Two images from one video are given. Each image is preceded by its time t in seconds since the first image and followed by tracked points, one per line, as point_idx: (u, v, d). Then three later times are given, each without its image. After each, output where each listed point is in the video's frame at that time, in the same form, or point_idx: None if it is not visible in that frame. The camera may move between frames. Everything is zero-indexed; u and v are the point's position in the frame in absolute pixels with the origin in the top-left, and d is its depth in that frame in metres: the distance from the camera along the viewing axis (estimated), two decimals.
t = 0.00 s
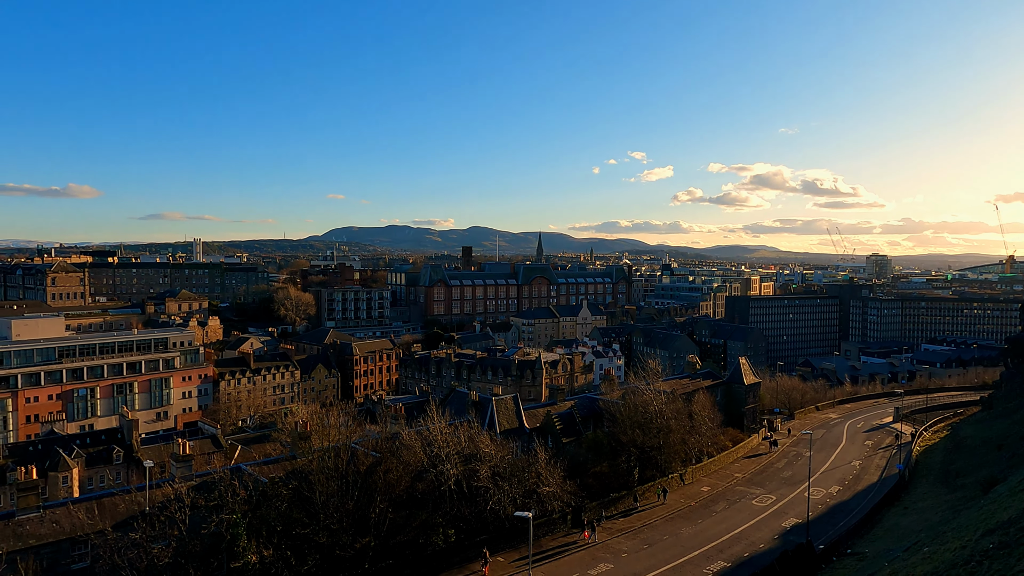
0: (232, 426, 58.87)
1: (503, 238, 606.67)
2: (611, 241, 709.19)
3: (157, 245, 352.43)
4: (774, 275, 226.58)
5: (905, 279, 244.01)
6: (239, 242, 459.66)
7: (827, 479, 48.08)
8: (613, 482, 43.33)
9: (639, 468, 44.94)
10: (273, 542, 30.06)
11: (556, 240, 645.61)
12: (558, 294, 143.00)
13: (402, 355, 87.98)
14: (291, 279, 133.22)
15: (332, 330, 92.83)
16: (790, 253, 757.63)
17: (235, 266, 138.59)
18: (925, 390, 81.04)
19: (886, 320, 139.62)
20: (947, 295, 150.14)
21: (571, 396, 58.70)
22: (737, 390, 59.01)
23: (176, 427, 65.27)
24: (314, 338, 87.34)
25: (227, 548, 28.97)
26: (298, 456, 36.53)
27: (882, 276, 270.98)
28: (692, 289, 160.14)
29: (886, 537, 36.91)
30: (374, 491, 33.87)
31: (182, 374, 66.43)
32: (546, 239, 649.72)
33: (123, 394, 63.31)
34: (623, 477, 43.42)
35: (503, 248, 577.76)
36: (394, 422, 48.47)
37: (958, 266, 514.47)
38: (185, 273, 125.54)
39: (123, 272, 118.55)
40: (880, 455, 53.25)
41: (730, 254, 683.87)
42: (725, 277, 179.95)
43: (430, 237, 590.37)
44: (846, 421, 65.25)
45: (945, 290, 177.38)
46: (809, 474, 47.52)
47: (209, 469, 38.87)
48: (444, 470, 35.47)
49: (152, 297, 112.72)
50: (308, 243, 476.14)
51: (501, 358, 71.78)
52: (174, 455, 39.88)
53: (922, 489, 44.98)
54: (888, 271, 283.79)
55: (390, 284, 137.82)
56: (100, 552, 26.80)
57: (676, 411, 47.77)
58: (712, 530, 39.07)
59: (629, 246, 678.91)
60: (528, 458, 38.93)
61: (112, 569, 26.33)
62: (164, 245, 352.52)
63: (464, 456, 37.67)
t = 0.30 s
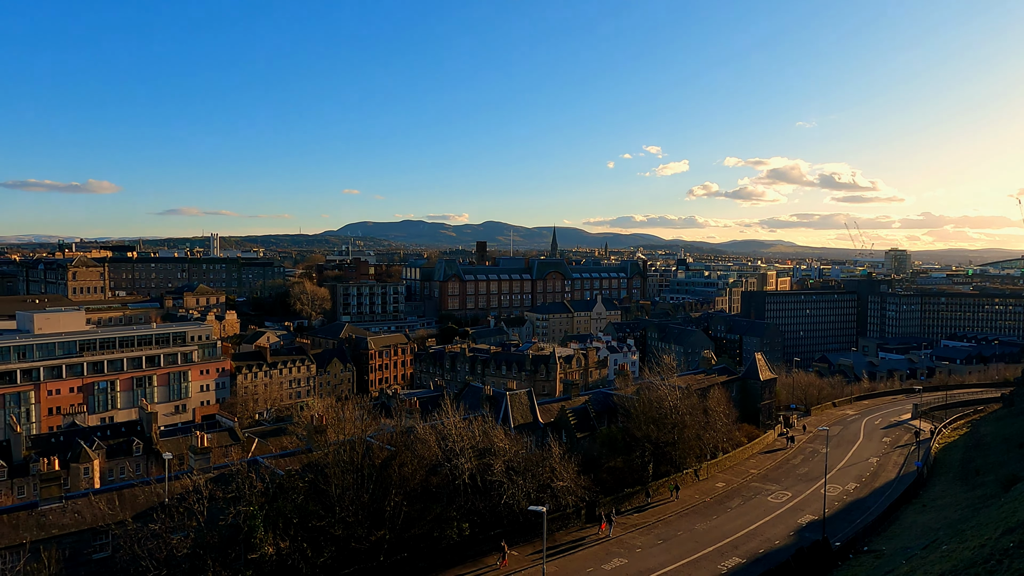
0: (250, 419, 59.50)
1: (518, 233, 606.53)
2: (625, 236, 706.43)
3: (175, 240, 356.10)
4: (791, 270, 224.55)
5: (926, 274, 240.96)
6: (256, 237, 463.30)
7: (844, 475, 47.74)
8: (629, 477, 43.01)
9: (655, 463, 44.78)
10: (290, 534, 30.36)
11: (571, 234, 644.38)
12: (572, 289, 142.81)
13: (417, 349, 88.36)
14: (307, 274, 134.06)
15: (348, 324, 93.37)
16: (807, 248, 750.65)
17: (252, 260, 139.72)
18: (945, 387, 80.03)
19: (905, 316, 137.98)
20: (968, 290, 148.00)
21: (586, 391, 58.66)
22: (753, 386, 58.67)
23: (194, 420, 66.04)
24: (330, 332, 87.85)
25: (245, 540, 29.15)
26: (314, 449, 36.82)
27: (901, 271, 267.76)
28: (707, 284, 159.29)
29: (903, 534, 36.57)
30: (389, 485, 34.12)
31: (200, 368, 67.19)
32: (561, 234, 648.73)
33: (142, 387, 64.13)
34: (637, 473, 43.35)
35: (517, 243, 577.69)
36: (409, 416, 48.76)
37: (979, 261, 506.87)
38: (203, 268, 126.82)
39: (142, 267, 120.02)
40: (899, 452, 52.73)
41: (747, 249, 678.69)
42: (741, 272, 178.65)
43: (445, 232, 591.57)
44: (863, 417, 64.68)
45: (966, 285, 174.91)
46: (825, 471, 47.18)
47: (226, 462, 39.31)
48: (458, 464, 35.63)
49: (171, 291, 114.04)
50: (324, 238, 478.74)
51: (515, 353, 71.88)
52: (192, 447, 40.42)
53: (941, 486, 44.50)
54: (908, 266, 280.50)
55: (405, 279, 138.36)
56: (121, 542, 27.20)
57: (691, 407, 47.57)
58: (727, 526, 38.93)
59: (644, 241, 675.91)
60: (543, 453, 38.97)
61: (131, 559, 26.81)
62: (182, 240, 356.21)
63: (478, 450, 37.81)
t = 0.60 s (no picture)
0: (267, 413, 60.07)
1: (532, 229, 606.13)
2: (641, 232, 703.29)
3: (193, 236, 359.70)
4: (809, 266, 222.35)
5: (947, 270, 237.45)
6: (272, 232, 466.87)
7: (861, 473, 47.31)
8: (643, 474, 42.98)
9: (669, 460, 44.58)
10: (307, 527, 30.64)
11: (586, 230, 642.69)
12: (587, 284, 142.49)
13: (432, 345, 88.62)
14: (323, 270, 134.88)
15: (363, 320, 93.82)
16: (825, 244, 742.80)
17: (269, 256, 140.77)
18: (965, 385, 78.89)
19: (925, 312, 136.20)
20: (990, 286, 145.78)
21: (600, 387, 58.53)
22: (769, 382, 58.24)
23: (212, 414, 66.83)
24: (345, 328, 88.36)
25: (262, 532, 29.60)
26: (330, 444, 37.06)
27: (921, 267, 264.49)
28: (723, 280, 158.35)
29: (922, 533, 36.18)
30: (404, 479, 34.31)
31: (218, 363, 67.90)
32: (576, 230, 647.21)
33: (161, 381, 64.93)
34: (652, 469, 43.25)
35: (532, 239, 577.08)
36: (423, 411, 48.98)
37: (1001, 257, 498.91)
38: (221, 264, 128.05)
39: (161, 263, 121.38)
40: (918, 450, 52.16)
41: (763, 245, 673.35)
42: (758, 268, 177.23)
43: (460, 227, 592.42)
44: (882, 415, 64.00)
45: (988, 282, 172.23)
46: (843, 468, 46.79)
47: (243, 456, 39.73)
48: (473, 459, 35.80)
49: (189, 286, 115.21)
50: (340, 233, 481.31)
51: (530, 349, 71.92)
52: (210, 441, 40.94)
53: (960, 485, 43.96)
54: (928, 262, 276.93)
55: (420, 275, 138.80)
56: (142, 533, 27.65)
57: (707, 404, 47.32)
58: (743, 524, 38.76)
59: (660, 236, 672.59)
60: (557, 449, 38.98)
61: (151, 551, 27.24)
62: (200, 236, 359.88)
63: (493, 445, 37.89)
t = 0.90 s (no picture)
0: (284, 407, 60.69)
1: (548, 225, 605.14)
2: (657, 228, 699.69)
3: (212, 232, 363.30)
4: (828, 262, 220.05)
5: (970, 266, 233.74)
6: (290, 228, 470.32)
7: (880, 472, 46.87)
8: (659, 470, 42.87)
9: (685, 457, 44.37)
10: (324, 520, 30.95)
11: (602, 226, 640.63)
12: (603, 281, 142.16)
13: (447, 340, 88.87)
14: (340, 265, 135.71)
15: (380, 315, 94.28)
16: (844, 240, 734.73)
17: (286, 251, 141.93)
18: (988, 383, 77.74)
19: (946, 309, 134.35)
20: (1014, 283, 143.48)
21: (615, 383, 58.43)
22: (787, 379, 57.80)
23: (231, 408, 67.62)
24: (362, 323, 88.92)
25: (280, 525, 29.97)
26: (346, 438, 37.32)
27: (943, 263, 260.52)
28: (740, 277, 157.27)
29: (942, 533, 35.77)
30: (420, 474, 34.53)
31: (237, 357, 68.67)
32: (592, 226, 645.55)
33: (181, 375, 65.77)
34: (667, 466, 43.13)
35: (547, 235, 576.61)
36: (439, 406, 49.21)
37: None
38: (239, 259, 129.28)
39: (181, 258, 122.84)
40: (938, 449, 51.52)
41: (781, 241, 667.56)
42: (775, 264, 175.65)
43: (476, 223, 593.15)
44: (901, 413, 63.30)
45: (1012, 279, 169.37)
46: (861, 467, 46.38)
47: (261, 450, 40.17)
48: (488, 455, 35.91)
49: (208, 282, 116.52)
50: (356, 229, 483.79)
51: (545, 345, 71.93)
52: (228, 434, 41.51)
53: (982, 485, 43.38)
54: (950, 257, 272.93)
55: (436, 270, 139.16)
56: (162, 525, 28.09)
57: (724, 401, 47.09)
58: (759, 521, 38.56)
59: (676, 232, 668.92)
60: (573, 444, 39.01)
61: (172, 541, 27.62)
62: (218, 232, 363.38)
63: (508, 441, 38.01)
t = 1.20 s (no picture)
0: (302, 402, 61.24)
1: (564, 221, 603.91)
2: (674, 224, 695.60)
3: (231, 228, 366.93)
4: (848, 258, 217.35)
5: (994, 263, 229.93)
6: (307, 224, 473.69)
7: (900, 471, 46.35)
8: (675, 467, 42.66)
9: (701, 455, 44.26)
10: (341, 514, 31.20)
11: (618, 222, 638.04)
12: (619, 277, 141.72)
13: (463, 336, 89.09)
14: (357, 262, 136.43)
15: (396, 311, 94.66)
16: (864, 236, 725.52)
17: (304, 247, 142.93)
18: (1011, 382, 76.51)
19: (969, 307, 132.35)
20: None
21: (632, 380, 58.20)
22: (805, 377, 57.29)
23: (249, 402, 68.35)
24: (379, 319, 89.41)
25: (298, 518, 30.31)
26: (363, 433, 37.54)
27: (966, 260, 256.31)
28: (758, 273, 156.03)
29: (963, 534, 35.30)
30: (436, 469, 34.65)
31: (255, 353, 69.36)
32: (608, 222, 643.44)
33: (201, 369, 66.54)
34: (684, 463, 42.92)
35: (563, 231, 575.72)
36: (455, 402, 49.36)
37: None
38: (257, 256, 130.42)
39: (201, 254, 124.23)
40: (960, 449, 50.81)
41: (800, 237, 660.77)
42: (794, 260, 173.94)
43: (491, 219, 593.37)
44: (922, 412, 62.52)
45: None
46: (881, 466, 45.89)
47: (279, 445, 40.53)
48: (504, 451, 36.00)
49: (227, 278, 117.68)
50: (372, 225, 486.05)
51: (561, 342, 71.85)
52: (247, 429, 41.92)
53: (1005, 485, 42.73)
54: (973, 254, 268.58)
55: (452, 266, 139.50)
56: (183, 517, 28.65)
57: (741, 399, 46.77)
58: (777, 520, 38.28)
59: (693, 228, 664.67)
60: (589, 441, 38.96)
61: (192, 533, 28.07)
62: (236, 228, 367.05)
63: (524, 437, 38.08)
